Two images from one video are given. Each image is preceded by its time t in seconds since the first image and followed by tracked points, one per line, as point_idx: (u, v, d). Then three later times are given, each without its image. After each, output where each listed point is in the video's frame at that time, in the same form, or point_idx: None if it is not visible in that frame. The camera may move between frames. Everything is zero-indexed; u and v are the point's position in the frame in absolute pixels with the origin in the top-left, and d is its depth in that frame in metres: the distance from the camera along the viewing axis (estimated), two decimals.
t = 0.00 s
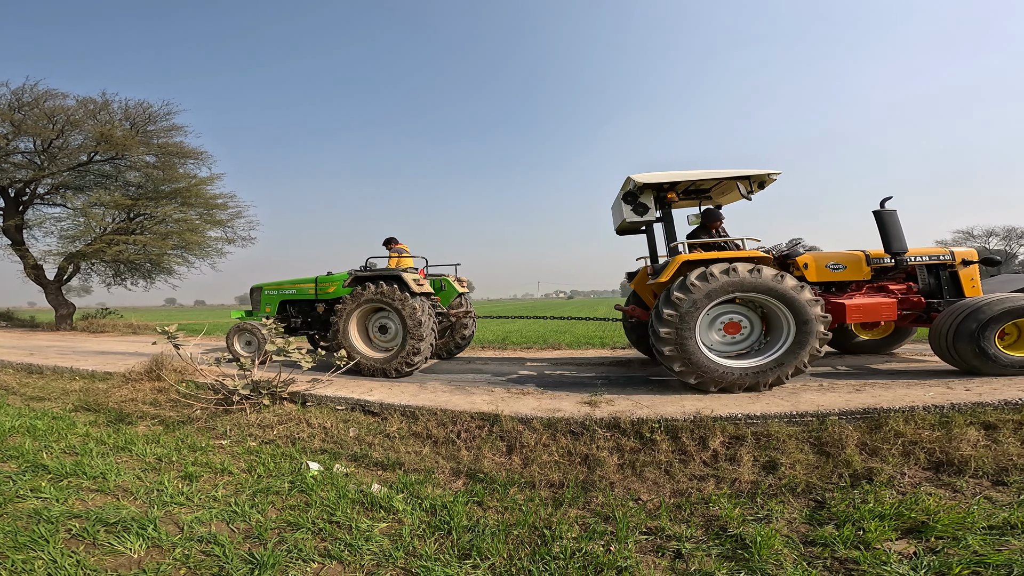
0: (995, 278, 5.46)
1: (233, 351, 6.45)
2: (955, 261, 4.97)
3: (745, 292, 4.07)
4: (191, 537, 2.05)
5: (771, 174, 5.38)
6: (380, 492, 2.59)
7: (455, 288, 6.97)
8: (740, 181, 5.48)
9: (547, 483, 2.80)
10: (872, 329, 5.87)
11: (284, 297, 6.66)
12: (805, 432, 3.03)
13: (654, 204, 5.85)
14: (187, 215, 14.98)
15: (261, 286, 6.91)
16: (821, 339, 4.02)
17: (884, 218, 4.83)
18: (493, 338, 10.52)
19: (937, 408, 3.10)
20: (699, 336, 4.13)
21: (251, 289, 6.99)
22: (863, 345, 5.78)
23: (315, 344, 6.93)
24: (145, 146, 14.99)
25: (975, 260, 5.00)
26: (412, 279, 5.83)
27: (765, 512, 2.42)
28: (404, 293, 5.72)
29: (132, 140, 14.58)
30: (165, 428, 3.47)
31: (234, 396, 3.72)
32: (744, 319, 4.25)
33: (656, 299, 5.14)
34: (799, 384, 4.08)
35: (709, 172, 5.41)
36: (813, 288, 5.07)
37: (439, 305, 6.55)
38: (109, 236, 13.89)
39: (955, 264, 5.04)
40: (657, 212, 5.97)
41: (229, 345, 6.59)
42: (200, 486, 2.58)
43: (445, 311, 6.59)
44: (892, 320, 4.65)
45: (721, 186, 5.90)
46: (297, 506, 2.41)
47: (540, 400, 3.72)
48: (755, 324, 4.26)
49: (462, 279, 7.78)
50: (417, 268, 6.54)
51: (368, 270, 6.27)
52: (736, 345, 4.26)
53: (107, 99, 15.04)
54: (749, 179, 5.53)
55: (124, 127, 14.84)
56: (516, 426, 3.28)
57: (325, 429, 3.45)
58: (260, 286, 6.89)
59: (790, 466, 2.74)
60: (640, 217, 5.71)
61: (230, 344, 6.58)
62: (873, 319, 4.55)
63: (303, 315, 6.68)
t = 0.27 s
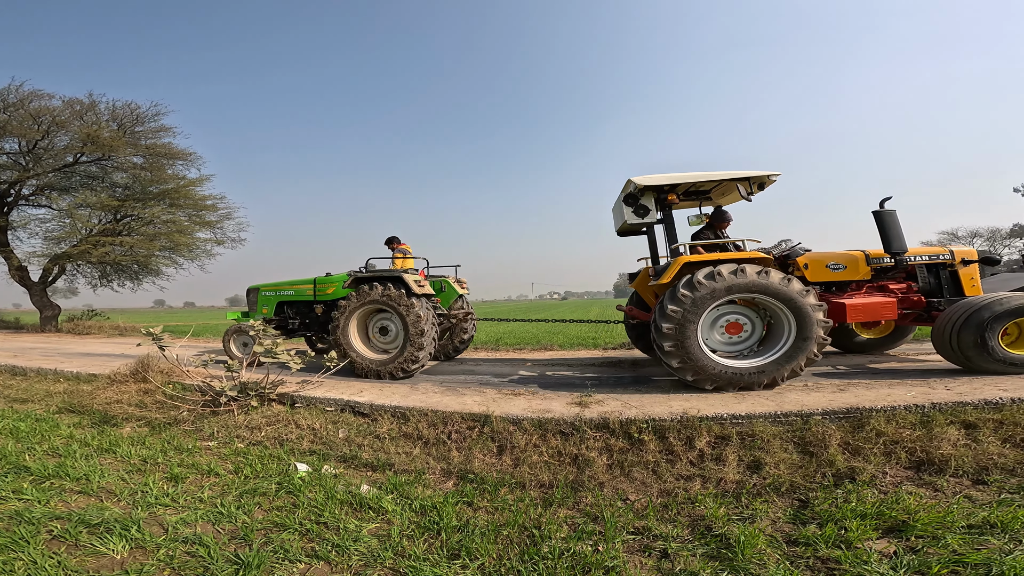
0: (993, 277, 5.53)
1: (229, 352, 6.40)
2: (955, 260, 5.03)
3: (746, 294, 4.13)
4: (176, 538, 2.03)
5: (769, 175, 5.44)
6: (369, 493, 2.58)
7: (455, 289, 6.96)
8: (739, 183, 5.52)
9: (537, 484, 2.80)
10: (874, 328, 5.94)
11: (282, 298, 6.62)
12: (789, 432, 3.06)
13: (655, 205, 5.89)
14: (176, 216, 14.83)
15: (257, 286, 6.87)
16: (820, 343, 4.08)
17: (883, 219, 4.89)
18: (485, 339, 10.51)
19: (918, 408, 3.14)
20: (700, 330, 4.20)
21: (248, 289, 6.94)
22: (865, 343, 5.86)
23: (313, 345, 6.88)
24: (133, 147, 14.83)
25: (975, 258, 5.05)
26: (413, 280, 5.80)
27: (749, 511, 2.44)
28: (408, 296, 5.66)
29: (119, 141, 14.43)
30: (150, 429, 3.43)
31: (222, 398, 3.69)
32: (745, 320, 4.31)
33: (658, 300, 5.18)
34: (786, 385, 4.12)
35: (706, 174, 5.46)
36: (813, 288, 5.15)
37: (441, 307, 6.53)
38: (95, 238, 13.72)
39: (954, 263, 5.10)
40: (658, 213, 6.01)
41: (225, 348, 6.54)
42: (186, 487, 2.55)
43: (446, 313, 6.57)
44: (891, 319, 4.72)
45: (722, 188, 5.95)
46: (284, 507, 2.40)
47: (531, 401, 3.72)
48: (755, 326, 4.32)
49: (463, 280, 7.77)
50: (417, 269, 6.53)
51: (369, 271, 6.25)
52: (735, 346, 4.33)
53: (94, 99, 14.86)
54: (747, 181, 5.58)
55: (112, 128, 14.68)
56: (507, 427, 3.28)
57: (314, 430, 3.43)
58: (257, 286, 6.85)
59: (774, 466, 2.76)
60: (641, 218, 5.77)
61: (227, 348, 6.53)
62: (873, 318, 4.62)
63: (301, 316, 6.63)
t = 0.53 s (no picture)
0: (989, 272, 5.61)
1: (223, 352, 6.31)
2: (950, 256, 5.12)
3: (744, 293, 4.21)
4: (161, 540, 1.99)
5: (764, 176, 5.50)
6: (359, 493, 2.56)
7: (454, 289, 6.93)
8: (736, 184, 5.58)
9: (528, 483, 2.80)
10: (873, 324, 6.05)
11: (278, 299, 6.57)
12: (774, 430, 3.09)
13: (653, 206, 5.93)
14: (161, 217, 14.61)
15: (252, 287, 6.79)
16: (821, 335, 4.12)
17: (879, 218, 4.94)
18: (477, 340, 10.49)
19: (899, 405, 3.20)
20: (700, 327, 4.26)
21: (243, 290, 6.87)
22: (865, 340, 5.96)
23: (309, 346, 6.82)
24: (117, 148, 14.61)
25: (969, 254, 5.14)
26: (411, 280, 5.76)
27: (736, 509, 2.45)
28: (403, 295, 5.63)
29: (102, 142, 14.21)
30: (134, 431, 3.37)
31: (208, 399, 3.64)
32: (745, 319, 4.38)
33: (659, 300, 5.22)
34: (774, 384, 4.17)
35: (702, 176, 5.51)
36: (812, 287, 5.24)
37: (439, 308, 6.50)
38: (77, 240, 13.49)
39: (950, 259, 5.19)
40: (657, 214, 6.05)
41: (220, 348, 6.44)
42: (172, 489, 2.51)
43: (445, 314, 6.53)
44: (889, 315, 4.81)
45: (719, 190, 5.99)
46: (273, 508, 2.37)
47: (522, 401, 3.72)
48: (754, 325, 4.40)
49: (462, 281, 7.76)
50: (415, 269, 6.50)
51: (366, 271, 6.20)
52: (734, 344, 4.40)
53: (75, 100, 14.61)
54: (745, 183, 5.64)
55: (95, 129, 14.45)
56: (498, 427, 3.27)
57: (303, 431, 3.40)
58: (251, 287, 6.77)
59: (759, 463, 2.79)
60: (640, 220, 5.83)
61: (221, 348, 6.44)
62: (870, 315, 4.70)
63: (298, 317, 6.57)
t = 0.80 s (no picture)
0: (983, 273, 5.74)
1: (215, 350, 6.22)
2: (945, 257, 5.24)
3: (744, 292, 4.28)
4: (147, 543, 1.95)
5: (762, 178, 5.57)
6: (349, 494, 2.53)
7: (454, 290, 6.90)
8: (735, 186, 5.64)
9: (520, 482, 2.80)
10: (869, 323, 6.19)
11: (273, 300, 6.50)
12: (756, 428, 3.14)
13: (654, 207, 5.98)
14: (142, 218, 14.33)
15: (247, 288, 6.71)
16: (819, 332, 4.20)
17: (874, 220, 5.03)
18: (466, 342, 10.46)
19: (877, 403, 3.27)
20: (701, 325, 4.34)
21: (237, 291, 6.79)
22: (862, 338, 6.10)
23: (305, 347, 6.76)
24: (96, 148, 14.32)
25: (964, 255, 5.25)
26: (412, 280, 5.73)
27: (722, 505, 2.48)
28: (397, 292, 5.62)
29: (80, 142, 13.91)
30: (116, 434, 3.30)
31: (193, 401, 3.58)
32: (744, 318, 4.45)
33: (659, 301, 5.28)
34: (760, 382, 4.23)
35: (703, 179, 5.56)
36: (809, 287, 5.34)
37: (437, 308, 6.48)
38: (54, 241, 13.18)
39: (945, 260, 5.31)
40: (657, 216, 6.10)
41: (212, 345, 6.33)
42: (157, 492, 2.46)
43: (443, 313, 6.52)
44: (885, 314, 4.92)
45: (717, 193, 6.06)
46: (261, 510, 2.33)
47: (513, 400, 3.72)
48: (753, 324, 4.47)
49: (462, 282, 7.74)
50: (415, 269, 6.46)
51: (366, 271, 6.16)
52: (733, 342, 4.48)
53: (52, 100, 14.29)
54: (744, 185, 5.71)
55: (73, 129, 14.15)
56: (489, 426, 3.27)
57: (290, 432, 3.35)
58: (246, 288, 6.70)
59: (743, 460, 2.82)
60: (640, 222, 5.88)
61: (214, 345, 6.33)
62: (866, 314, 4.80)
63: (294, 319, 6.50)
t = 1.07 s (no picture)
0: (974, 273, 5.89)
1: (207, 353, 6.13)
2: (940, 256, 5.37)
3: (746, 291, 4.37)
4: (131, 545, 1.90)
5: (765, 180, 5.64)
6: (338, 494, 2.51)
7: (454, 289, 6.84)
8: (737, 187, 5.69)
9: (511, 480, 2.79)
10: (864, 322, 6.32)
11: (268, 301, 6.42)
12: (741, 425, 3.17)
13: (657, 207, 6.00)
14: (123, 218, 14.04)
15: (241, 288, 6.63)
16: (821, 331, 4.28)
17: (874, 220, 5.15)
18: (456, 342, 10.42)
19: (857, 399, 3.33)
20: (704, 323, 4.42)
21: (231, 292, 6.70)
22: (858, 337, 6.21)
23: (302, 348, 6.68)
24: (74, 147, 14.02)
25: (958, 255, 5.39)
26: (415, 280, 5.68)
27: (707, 502, 2.50)
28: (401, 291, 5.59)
29: (58, 141, 13.61)
30: (97, 436, 3.22)
31: (177, 402, 3.51)
32: (747, 317, 4.54)
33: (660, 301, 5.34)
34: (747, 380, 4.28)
35: (707, 179, 5.60)
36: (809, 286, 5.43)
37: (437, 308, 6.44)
38: (30, 241, 12.86)
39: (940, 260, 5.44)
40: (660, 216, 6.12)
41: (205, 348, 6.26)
42: (140, 493, 2.40)
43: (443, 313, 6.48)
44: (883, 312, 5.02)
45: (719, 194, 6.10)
46: (248, 510, 2.29)
47: (503, 399, 3.71)
48: (756, 323, 4.55)
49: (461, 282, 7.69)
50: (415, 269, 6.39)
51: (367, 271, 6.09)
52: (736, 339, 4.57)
53: (27, 98, 13.96)
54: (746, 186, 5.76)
55: (50, 129, 13.83)
56: (480, 426, 3.26)
57: (277, 433, 3.31)
58: (239, 289, 6.61)
59: (728, 457, 2.85)
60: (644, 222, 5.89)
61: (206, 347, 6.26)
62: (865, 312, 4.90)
63: (290, 319, 6.42)
